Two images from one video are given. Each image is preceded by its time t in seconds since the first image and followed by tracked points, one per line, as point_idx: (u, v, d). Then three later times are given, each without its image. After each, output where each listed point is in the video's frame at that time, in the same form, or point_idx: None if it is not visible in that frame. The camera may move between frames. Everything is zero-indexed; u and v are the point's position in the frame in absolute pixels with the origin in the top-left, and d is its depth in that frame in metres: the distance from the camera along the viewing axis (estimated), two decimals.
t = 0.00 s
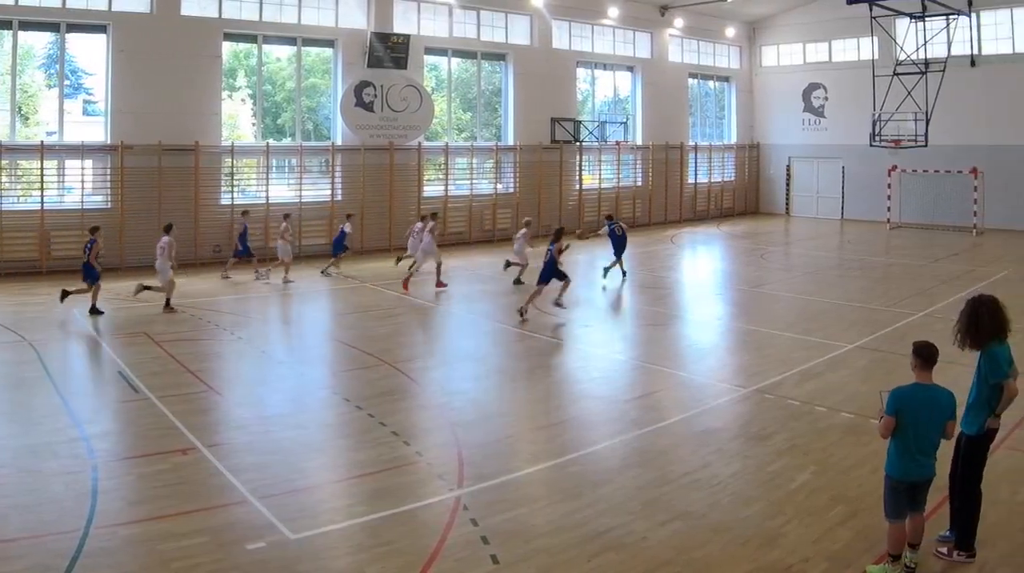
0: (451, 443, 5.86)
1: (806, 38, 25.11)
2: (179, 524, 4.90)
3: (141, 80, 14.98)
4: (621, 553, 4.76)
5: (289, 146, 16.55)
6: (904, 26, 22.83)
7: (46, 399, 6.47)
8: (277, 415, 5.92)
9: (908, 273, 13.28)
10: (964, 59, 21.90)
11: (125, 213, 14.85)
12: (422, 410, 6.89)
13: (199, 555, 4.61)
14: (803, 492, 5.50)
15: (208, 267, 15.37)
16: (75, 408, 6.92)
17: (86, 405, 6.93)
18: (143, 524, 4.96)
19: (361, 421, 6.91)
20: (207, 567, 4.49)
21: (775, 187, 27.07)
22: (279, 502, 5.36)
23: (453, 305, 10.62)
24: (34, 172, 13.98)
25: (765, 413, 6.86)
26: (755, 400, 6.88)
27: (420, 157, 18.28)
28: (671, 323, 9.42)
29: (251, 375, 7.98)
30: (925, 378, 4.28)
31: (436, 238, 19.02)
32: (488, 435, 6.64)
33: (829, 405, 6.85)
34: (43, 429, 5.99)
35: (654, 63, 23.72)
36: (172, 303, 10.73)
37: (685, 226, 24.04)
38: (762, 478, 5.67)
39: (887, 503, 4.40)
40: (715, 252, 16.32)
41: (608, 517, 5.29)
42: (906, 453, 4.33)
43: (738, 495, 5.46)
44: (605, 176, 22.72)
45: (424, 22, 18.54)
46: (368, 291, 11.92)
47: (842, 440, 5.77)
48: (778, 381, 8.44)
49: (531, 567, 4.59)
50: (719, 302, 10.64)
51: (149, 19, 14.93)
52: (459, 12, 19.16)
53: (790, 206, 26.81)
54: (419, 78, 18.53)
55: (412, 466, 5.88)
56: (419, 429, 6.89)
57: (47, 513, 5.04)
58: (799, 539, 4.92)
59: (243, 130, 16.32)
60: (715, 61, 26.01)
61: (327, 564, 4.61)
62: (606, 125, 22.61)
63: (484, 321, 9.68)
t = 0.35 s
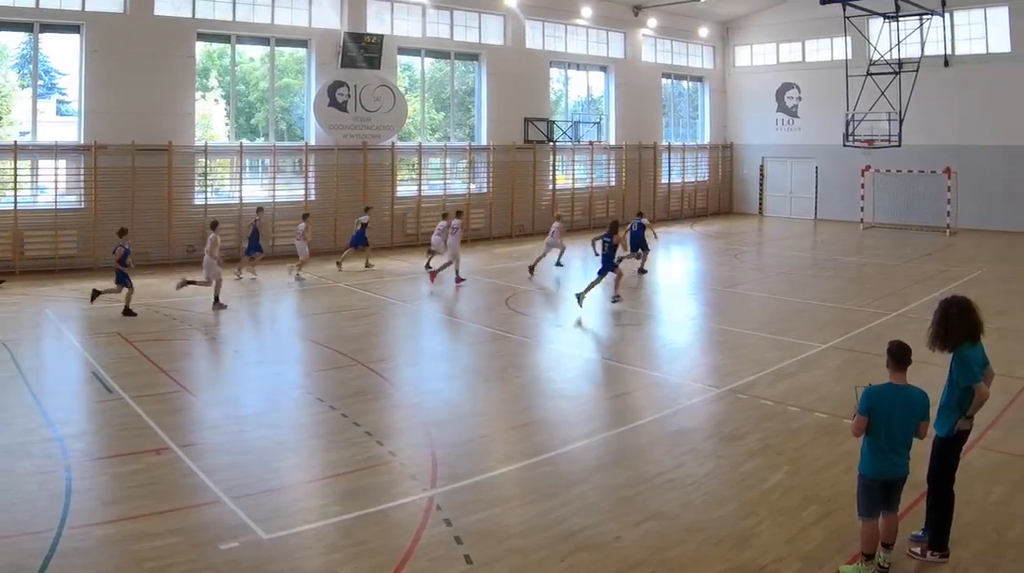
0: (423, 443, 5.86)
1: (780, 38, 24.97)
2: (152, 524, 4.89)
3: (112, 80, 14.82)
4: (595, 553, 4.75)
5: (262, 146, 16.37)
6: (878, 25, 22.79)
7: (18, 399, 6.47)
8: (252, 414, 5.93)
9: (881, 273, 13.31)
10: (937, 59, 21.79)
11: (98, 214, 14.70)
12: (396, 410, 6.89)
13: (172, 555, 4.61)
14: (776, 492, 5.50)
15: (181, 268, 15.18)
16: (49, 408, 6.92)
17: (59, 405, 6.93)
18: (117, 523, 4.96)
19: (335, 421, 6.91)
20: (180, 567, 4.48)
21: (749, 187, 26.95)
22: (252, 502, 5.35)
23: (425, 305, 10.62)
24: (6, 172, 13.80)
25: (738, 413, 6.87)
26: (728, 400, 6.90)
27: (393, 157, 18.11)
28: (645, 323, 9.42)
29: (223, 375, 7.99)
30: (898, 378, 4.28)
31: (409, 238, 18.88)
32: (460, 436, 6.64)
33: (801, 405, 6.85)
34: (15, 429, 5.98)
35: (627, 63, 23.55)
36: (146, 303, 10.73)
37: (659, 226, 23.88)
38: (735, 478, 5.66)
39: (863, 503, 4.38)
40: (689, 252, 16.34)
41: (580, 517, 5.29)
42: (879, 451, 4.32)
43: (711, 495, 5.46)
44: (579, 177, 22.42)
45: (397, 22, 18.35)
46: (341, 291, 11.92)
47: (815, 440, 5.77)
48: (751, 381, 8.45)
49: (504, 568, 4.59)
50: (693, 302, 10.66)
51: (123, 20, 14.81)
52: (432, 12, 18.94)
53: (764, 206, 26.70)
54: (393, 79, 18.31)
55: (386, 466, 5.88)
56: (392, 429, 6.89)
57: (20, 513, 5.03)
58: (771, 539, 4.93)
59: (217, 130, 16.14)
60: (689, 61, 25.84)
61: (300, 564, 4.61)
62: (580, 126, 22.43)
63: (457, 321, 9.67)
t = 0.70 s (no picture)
0: (394, 443, 5.86)
1: (751, 37, 24.70)
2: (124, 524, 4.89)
3: (82, 78, 14.51)
4: (567, 553, 4.75)
5: (234, 146, 16.04)
6: (849, 25, 22.57)
7: None
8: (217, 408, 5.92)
9: (853, 273, 13.33)
10: (908, 59, 21.58)
11: (70, 215, 14.39)
12: (366, 410, 6.89)
13: (144, 555, 4.60)
14: (747, 492, 5.50)
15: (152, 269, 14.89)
16: (20, 408, 6.91)
17: (30, 405, 6.93)
18: (89, 523, 4.96)
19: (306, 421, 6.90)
20: (152, 568, 4.48)
21: (720, 188, 26.62)
22: (224, 501, 5.35)
23: (397, 305, 10.61)
24: None
25: (709, 413, 6.90)
26: (699, 400, 6.91)
27: (365, 157, 17.79)
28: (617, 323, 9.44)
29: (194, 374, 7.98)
30: (868, 377, 4.31)
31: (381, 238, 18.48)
32: (430, 435, 6.63)
33: (773, 406, 6.86)
34: None
35: (599, 62, 23.15)
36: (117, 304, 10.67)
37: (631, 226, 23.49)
38: (706, 478, 5.67)
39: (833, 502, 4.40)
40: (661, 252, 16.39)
41: (551, 516, 5.29)
42: (849, 448, 4.34)
43: (683, 496, 5.46)
44: (550, 177, 22.08)
45: (368, 22, 18.00)
46: (313, 290, 11.89)
47: (787, 440, 5.77)
48: (722, 381, 8.46)
49: (476, 568, 4.59)
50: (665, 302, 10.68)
51: (95, 20, 14.57)
52: (404, 12, 18.60)
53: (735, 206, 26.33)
54: (366, 79, 17.94)
55: (358, 466, 5.87)
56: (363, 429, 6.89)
57: None
58: (742, 538, 4.93)
59: (188, 130, 15.84)
60: (660, 61, 25.48)
61: (272, 564, 4.60)
62: (551, 126, 22.06)
63: (428, 321, 9.67)
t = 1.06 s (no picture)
0: (367, 443, 5.86)
1: (725, 37, 24.56)
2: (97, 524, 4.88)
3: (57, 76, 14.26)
4: (540, 553, 4.75)
5: (207, 145, 15.78)
6: (822, 25, 22.57)
7: None
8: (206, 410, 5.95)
9: (826, 273, 13.38)
10: (881, 59, 21.58)
11: (43, 214, 14.08)
12: (339, 410, 6.89)
13: (117, 555, 4.60)
14: (721, 491, 5.51)
15: (126, 269, 14.59)
16: None
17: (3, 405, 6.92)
18: (63, 523, 4.95)
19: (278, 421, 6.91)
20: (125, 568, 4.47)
21: (693, 187, 26.46)
22: (198, 502, 5.35)
23: (371, 305, 10.61)
24: None
25: (682, 413, 6.93)
26: (671, 400, 6.94)
27: (338, 157, 17.59)
28: (590, 323, 9.46)
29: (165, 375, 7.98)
30: (842, 377, 4.29)
31: (354, 239, 18.26)
32: (402, 435, 6.64)
33: (746, 406, 6.88)
34: None
35: (572, 63, 22.98)
36: (90, 304, 10.63)
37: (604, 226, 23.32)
38: (679, 477, 5.67)
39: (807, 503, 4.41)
40: (633, 252, 16.45)
41: (523, 516, 5.29)
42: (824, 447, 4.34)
43: (657, 495, 5.46)
44: (523, 177, 21.87)
45: (341, 22, 17.77)
46: (287, 290, 11.89)
47: (761, 440, 5.77)
48: (695, 380, 8.48)
49: (449, 568, 4.59)
50: (637, 302, 10.71)
51: (69, 20, 14.29)
52: (377, 12, 18.36)
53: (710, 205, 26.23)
54: (339, 79, 17.75)
55: (331, 466, 5.87)
56: (335, 429, 6.89)
57: None
58: (715, 538, 4.93)
59: (162, 130, 15.56)
60: (632, 61, 25.29)
61: (245, 564, 4.60)
62: (523, 126, 21.84)
63: (401, 321, 9.67)
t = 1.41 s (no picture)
0: (339, 442, 5.85)
1: (698, 37, 24.57)
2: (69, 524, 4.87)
3: (29, 76, 14.19)
4: (512, 553, 4.76)
5: (179, 146, 15.75)
6: (794, 26, 22.56)
7: None
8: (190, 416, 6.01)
9: (799, 273, 13.44)
10: (854, 59, 21.57)
11: (13, 215, 14.01)
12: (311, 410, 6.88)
13: (89, 555, 4.59)
14: (694, 491, 5.51)
15: (98, 269, 14.56)
16: None
17: None
18: (35, 524, 4.94)
19: (248, 420, 6.90)
20: (97, 568, 4.46)
21: (665, 187, 26.42)
22: (170, 502, 5.34)
23: (342, 305, 10.62)
24: None
25: (654, 413, 6.94)
26: (644, 400, 6.95)
27: (311, 157, 17.56)
28: (562, 323, 9.49)
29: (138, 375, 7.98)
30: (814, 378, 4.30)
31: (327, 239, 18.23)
32: (374, 435, 6.63)
33: (718, 406, 6.90)
34: None
35: (545, 63, 22.96)
36: (62, 305, 10.61)
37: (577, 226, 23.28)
38: (651, 477, 5.67)
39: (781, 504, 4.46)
40: (606, 252, 16.47)
41: (496, 516, 5.29)
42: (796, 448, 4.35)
43: (629, 495, 5.46)
44: (495, 176, 21.79)
45: (314, 22, 17.74)
46: (260, 291, 11.91)
47: (733, 440, 5.76)
48: (668, 380, 8.51)
49: (421, 568, 4.59)
50: (609, 302, 10.76)
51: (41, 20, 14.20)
52: (350, 12, 18.32)
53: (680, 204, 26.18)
54: (312, 79, 17.75)
55: (304, 466, 5.87)
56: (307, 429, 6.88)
57: None
58: (687, 538, 4.93)
59: (134, 130, 15.52)
60: (605, 61, 25.27)
61: (217, 564, 4.59)
62: (496, 126, 21.80)
63: (372, 321, 9.68)
